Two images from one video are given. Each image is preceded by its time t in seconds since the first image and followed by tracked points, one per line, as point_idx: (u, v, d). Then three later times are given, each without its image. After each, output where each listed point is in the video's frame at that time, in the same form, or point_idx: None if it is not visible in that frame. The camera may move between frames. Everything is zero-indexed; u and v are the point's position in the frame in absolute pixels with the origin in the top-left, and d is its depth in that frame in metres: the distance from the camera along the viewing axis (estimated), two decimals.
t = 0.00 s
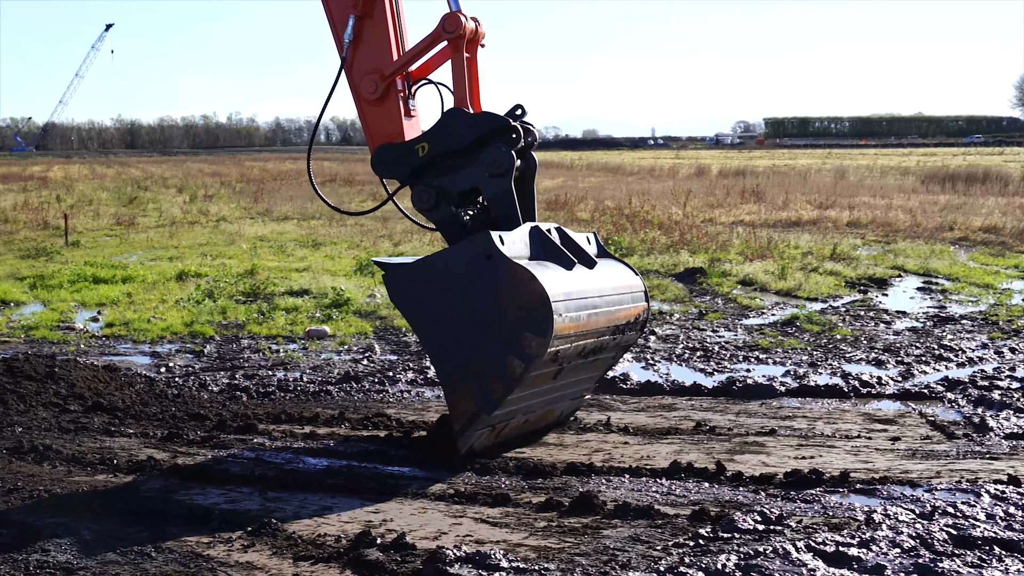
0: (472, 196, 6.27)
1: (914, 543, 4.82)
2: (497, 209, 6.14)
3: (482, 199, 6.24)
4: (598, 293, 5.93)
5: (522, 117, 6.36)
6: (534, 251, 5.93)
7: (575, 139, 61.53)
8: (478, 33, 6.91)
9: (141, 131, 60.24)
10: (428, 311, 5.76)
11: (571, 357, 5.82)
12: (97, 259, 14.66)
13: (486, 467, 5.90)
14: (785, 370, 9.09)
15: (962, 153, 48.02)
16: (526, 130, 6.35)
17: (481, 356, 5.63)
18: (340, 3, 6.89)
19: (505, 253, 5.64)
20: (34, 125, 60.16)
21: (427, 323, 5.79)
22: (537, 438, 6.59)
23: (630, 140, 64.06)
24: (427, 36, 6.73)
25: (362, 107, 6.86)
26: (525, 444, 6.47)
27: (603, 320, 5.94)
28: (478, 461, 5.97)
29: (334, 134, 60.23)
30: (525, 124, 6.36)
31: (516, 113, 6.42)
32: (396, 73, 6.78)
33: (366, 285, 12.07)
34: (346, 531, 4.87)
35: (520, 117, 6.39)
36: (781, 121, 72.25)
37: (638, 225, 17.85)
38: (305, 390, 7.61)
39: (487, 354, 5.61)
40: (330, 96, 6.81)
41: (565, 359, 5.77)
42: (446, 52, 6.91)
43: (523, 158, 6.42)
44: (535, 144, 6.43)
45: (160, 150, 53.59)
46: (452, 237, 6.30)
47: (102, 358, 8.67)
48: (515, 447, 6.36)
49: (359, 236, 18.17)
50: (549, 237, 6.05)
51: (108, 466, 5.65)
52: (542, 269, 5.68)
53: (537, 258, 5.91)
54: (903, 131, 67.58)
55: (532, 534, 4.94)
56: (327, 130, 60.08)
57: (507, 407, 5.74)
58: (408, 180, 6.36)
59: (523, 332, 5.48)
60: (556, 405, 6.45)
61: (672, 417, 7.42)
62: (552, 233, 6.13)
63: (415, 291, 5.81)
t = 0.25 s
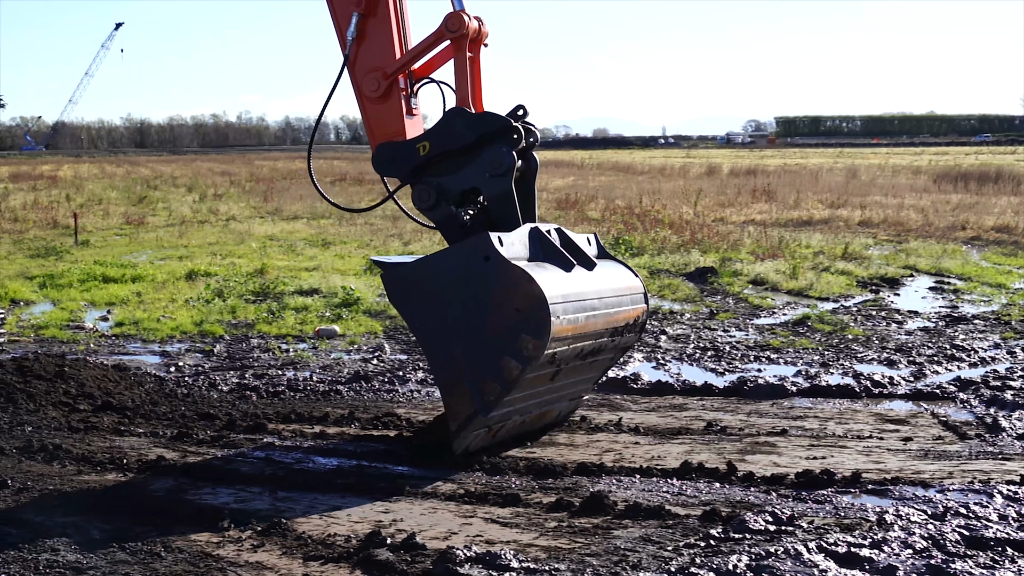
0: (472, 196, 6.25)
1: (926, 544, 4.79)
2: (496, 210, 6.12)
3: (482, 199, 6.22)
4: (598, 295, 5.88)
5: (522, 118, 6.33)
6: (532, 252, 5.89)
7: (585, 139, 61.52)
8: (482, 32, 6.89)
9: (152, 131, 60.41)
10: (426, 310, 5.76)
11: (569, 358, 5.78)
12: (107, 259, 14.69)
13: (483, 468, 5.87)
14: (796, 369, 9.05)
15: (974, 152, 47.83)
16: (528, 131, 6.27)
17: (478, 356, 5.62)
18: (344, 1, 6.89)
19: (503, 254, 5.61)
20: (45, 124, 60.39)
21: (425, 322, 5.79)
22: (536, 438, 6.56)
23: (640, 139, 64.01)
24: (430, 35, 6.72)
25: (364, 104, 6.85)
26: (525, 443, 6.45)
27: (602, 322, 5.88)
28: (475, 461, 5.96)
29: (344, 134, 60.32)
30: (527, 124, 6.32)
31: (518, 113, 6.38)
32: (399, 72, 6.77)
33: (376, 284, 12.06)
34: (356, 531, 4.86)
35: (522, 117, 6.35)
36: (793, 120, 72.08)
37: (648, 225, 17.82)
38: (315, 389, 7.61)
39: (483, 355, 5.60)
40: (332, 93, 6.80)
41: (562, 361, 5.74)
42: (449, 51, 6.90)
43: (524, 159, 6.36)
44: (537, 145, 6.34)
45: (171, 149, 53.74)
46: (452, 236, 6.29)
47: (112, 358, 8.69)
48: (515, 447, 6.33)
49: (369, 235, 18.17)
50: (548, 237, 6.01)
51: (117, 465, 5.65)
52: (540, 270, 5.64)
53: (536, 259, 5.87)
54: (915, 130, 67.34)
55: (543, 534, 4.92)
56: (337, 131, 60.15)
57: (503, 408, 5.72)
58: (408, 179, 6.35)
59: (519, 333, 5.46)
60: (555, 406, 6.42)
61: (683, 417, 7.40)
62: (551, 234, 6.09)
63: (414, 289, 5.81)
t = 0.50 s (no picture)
0: (472, 196, 6.24)
1: (940, 546, 4.74)
2: (497, 210, 6.11)
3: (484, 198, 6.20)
4: (597, 297, 5.86)
5: (524, 118, 6.33)
6: (532, 253, 5.87)
7: (596, 138, 61.44)
8: (486, 31, 6.90)
9: (164, 131, 60.58)
10: (424, 309, 5.75)
11: (567, 359, 5.77)
12: (118, 258, 14.72)
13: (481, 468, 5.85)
14: (809, 370, 9.01)
15: (988, 151, 47.60)
16: (528, 130, 6.34)
17: (475, 357, 5.61)
18: None
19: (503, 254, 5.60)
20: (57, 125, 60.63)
21: (424, 320, 5.77)
22: (535, 438, 6.54)
23: (652, 139, 63.90)
24: (434, 33, 6.70)
25: (366, 102, 6.84)
26: (524, 444, 6.42)
27: (601, 324, 5.87)
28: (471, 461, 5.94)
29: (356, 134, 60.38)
30: (528, 124, 6.34)
31: (521, 113, 6.37)
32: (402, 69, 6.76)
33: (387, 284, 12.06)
34: (366, 532, 4.84)
35: (524, 118, 6.35)
36: (805, 120, 71.86)
37: (660, 225, 17.77)
38: (325, 389, 7.60)
39: (481, 355, 5.59)
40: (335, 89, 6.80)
41: (560, 363, 5.72)
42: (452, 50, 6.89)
43: (526, 158, 6.38)
44: (538, 144, 6.40)
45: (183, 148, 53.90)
46: (451, 236, 6.27)
47: (122, 357, 8.70)
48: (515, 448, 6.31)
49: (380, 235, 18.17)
50: (548, 239, 5.99)
51: (127, 465, 5.65)
52: (539, 272, 5.62)
53: (535, 260, 5.85)
54: (929, 130, 67.06)
55: (554, 535, 4.90)
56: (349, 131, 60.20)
57: (500, 409, 5.71)
58: (408, 178, 6.33)
59: (517, 334, 5.45)
60: (553, 407, 6.40)
61: (695, 418, 7.36)
62: (551, 235, 6.07)
63: (413, 288, 5.79)
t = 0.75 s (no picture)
0: (475, 195, 6.23)
1: (955, 548, 4.70)
2: (500, 209, 6.10)
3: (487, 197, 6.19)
4: (599, 298, 5.84)
5: (529, 117, 6.28)
6: (535, 253, 5.85)
7: (608, 138, 61.36)
8: (492, 30, 6.88)
9: (176, 131, 60.75)
10: (426, 308, 5.75)
11: (568, 360, 5.76)
12: (129, 258, 14.76)
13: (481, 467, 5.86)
14: (823, 371, 8.95)
15: (1004, 151, 47.35)
16: (534, 130, 6.28)
17: (476, 356, 5.60)
18: None
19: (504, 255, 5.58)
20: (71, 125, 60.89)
21: (426, 318, 5.77)
22: (540, 437, 6.54)
23: (665, 139, 63.79)
24: (440, 31, 6.67)
25: (372, 99, 6.84)
26: (529, 443, 6.42)
27: (602, 326, 5.85)
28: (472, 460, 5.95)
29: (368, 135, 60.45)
30: (533, 124, 6.30)
31: (525, 113, 6.34)
32: (408, 67, 6.75)
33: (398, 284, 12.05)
34: (378, 533, 4.83)
35: (529, 117, 6.31)
36: (819, 120, 71.62)
37: (673, 225, 17.72)
38: (337, 390, 7.59)
39: (482, 355, 5.58)
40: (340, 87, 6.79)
41: (560, 363, 5.72)
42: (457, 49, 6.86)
43: (530, 158, 6.38)
44: (544, 144, 6.35)
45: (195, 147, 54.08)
46: (455, 235, 6.29)
47: (134, 357, 8.71)
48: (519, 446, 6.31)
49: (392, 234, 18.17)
50: (552, 239, 5.97)
51: (139, 465, 5.66)
52: (541, 272, 5.60)
53: (538, 260, 5.83)
54: (943, 129, 66.74)
55: (567, 536, 4.88)
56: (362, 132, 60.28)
57: (500, 409, 5.71)
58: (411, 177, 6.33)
59: (517, 335, 5.44)
60: (555, 406, 6.39)
61: (708, 419, 7.32)
62: (555, 235, 6.04)
63: (415, 287, 5.79)
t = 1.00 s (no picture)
0: (482, 193, 6.23)
1: (975, 551, 4.65)
2: (506, 207, 6.08)
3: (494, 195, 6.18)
4: (604, 298, 5.82)
5: (538, 117, 6.26)
6: (539, 253, 5.85)
7: (625, 138, 61.24)
8: (501, 27, 6.86)
9: (193, 132, 60.98)
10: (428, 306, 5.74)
11: (572, 359, 5.74)
12: (145, 258, 14.81)
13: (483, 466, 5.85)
14: (842, 372, 8.89)
15: None
16: (540, 129, 6.23)
17: (478, 355, 5.59)
18: None
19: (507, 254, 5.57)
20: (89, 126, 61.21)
21: (429, 316, 5.76)
22: (544, 437, 6.53)
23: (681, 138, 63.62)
24: (448, 29, 6.66)
25: (380, 96, 6.84)
26: (532, 443, 6.40)
27: (608, 326, 5.83)
28: (473, 459, 5.94)
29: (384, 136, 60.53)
30: (541, 123, 6.24)
31: (533, 111, 6.32)
32: (416, 64, 6.75)
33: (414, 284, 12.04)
34: (395, 534, 4.81)
35: (537, 115, 6.28)
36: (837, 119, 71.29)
37: (691, 225, 17.64)
38: (354, 390, 7.59)
39: (483, 355, 5.57)
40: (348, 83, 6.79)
41: (564, 364, 5.71)
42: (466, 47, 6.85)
43: (537, 157, 6.34)
44: (550, 143, 6.30)
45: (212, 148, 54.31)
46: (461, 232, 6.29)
47: (150, 357, 8.72)
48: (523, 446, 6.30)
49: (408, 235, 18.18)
50: (557, 239, 5.96)
51: (155, 465, 5.66)
52: (545, 271, 5.59)
53: (543, 260, 5.83)
54: (963, 129, 66.31)
55: (585, 538, 4.84)
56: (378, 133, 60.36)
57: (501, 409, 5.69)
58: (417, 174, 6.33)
59: (519, 335, 5.42)
60: (559, 405, 6.37)
61: (726, 420, 7.27)
62: (560, 235, 6.03)
63: (419, 284, 5.78)
